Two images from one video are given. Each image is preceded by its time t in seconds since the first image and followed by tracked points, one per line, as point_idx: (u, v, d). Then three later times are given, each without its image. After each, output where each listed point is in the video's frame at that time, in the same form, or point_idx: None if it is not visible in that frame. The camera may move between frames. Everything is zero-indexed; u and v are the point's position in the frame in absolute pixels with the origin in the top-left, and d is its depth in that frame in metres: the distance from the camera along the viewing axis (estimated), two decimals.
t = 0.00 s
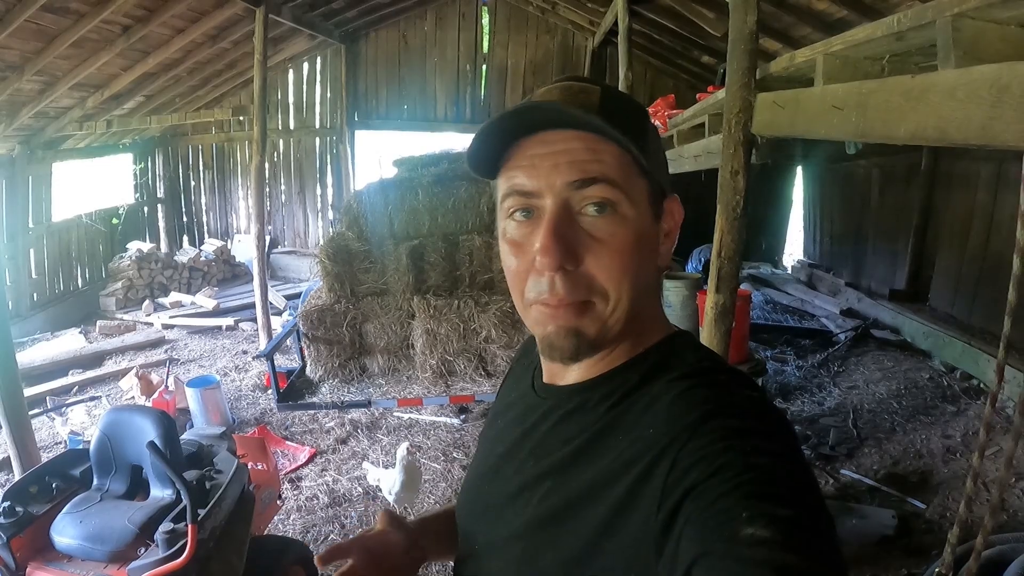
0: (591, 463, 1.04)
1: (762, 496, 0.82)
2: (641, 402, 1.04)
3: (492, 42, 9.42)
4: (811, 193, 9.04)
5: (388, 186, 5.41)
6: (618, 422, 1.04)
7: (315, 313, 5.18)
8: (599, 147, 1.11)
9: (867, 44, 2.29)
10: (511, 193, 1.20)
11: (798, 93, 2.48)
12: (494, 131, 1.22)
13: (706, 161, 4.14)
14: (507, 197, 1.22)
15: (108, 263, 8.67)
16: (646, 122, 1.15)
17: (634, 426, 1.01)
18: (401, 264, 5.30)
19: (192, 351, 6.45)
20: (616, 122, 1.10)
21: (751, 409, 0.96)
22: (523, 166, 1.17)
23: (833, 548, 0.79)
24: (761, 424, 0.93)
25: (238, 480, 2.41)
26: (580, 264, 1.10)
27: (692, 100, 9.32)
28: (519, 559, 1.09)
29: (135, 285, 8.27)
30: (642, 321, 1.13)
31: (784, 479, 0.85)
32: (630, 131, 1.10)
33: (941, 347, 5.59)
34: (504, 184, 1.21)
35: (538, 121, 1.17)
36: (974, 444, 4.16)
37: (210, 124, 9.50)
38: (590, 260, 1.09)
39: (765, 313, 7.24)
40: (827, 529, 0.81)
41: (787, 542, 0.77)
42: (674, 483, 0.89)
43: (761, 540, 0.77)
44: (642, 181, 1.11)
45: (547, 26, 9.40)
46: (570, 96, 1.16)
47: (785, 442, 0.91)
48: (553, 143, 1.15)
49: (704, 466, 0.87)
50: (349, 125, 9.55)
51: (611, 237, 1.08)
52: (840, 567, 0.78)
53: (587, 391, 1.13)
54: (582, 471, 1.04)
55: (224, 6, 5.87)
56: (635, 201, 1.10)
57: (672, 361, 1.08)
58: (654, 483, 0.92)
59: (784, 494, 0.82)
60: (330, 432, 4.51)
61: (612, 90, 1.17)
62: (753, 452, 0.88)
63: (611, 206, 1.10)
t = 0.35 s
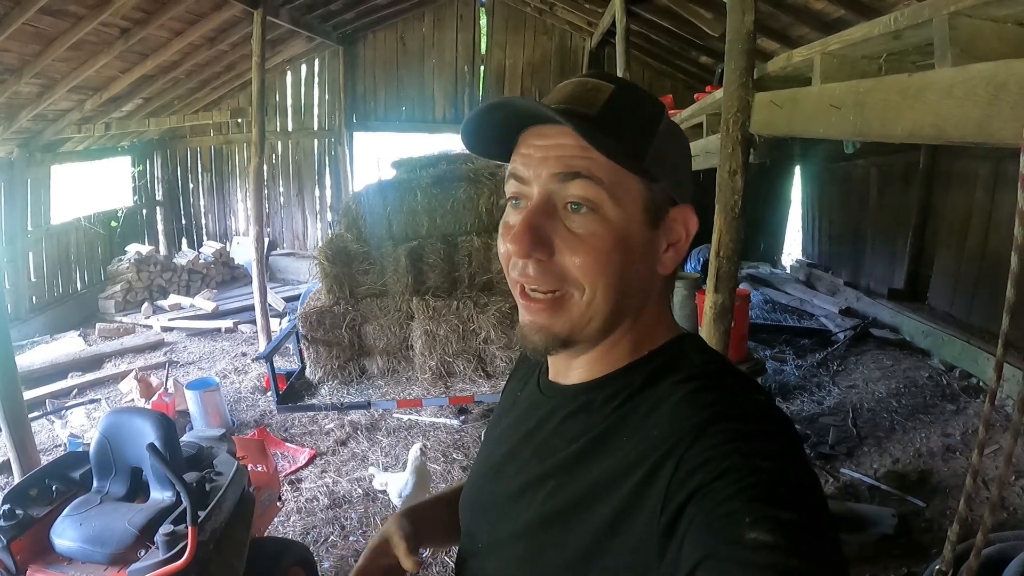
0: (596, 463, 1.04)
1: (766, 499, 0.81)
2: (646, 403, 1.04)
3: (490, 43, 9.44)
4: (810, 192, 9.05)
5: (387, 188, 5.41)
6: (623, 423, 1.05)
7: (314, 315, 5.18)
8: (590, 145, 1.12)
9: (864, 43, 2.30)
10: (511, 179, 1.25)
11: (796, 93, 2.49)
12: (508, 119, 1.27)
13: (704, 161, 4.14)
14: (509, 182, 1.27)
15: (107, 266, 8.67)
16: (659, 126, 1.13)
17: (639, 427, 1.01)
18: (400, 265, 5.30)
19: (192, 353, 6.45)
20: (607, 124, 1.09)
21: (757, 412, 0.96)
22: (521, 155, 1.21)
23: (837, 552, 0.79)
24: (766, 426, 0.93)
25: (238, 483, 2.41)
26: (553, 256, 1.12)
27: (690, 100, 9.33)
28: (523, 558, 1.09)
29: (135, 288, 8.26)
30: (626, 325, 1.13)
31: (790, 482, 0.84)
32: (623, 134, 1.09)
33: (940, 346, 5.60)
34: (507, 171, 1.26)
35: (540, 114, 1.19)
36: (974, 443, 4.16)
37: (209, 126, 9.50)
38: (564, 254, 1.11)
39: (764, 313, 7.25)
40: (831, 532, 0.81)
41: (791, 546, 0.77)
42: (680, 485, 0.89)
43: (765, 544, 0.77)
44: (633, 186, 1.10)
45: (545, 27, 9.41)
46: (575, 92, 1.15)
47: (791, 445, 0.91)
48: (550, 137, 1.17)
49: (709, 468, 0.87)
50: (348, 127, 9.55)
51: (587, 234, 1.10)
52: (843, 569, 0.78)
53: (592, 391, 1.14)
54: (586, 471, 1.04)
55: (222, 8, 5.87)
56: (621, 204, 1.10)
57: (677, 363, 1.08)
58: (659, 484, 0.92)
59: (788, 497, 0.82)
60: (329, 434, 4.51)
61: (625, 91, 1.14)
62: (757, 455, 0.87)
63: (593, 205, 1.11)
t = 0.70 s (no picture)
0: (597, 468, 1.05)
1: (766, 503, 0.82)
2: (648, 406, 1.04)
3: (485, 44, 9.45)
4: (806, 190, 9.07)
5: (381, 190, 5.31)
6: (625, 428, 1.05)
7: (312, 319, 5.30)
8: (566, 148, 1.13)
9: (858, 42, 2.31)
10: (496, 189, 1.26)
11: (790, 93, 2.49)
12: (488, 130, 1.29)
13: (700, 161, 4.15)
14: (496, 193, 1.28)
15: (104, 271, 8.66)
16: (635, 120, 1.12)
17: (641, 431, 1.02)
18: (397, 269, 5.30)
19: (190, 358, 6.44)
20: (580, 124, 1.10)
21: (758, 415, 0.95)
22: (505, 161, 1.23)
23: (836, 557, 0.79)
24: (769, 430, 0.92)
25: (237, 488, 2.40)
26: (540, 261, 1.13)
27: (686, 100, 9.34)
28: (527, 562, 1.10)
29: (132, 293, 8.26)
30: (620, 326, 1.13)
31: (791, 487, 0.84)
32: (599, 132, 1.09)
33: (937, 342, 5.60)
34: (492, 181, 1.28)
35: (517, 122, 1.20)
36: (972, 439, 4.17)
37: (204, 131, 9.50)
38: (552, 258, 1.12)
39: (761, 312, 7.27)
40: (829, 536, 0.81)
41: (790, 552, 0.77)
42: (680, 489, 0.90)
43: (763, 551, 0.77)
44: (612, 184, 1.11)
45: (539, 28, 9.42)
46: (548, 96, 1.17)
47: (792, 448, 0.91)
48: (529, 143, 1.19)
49: (710, 473, 0.88)
50: (343, 130, 9.55)
51: (574, 237, 1.11)
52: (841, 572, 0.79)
53: (593, 395, 1.14)
54: (589, 476, 1.05)
55: (216, 12, 5.87)
56: (605, 202, 1.11)
57: (680, 365, 1.08)
58: (662, 489, 0.93)
59: (789, 500, 0.82)
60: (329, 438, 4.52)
61: (597, 90, 1.14)
62: (757, 460, 0.87)
63: (577, 206, 1.12)
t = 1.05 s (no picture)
0: (593, 464, 1.04)
1: (762, 496, 0.82)
2: (643, 402, 1.04)
3: (491, 47, 9.47)
4: (810, 195, 9.06)
5: (388, 192, 5.44)
6: (619, 423, 1.05)
7: (315, 319, 5.18)
8: (604, 145, 1.14)
9: (865, 47, 2.30)
10: (522, 176, 1.26)
11: (797, 97, 2.49)
12: (524, 119, 1.30)
13: (705, 165, 4.14)
14: (519, 180, 1.27)
15: (108, 270, 8.67)
16: (667, 133, 1.15)
17: (636, 427, 1.01)
18: (401, 269, 5.32)
19: (193, 357, 6.45)
20: (625, 125, 1.11)
21: (753, 410, 0.96)
22: (534, 150, 1.23)
23: (834, 551, 0.79)
24: (766, 427, 0.92)
25: (239, 486, 2.40)
26: (562, 250, 1.12)
27: (691, 104, 9.34)
28: (523, 559, 1.09)
29: (136, 292, 8.27)
30: (625, 324, 1.13)
31: (788, 480, 0.84)
32: (637, 136, 1.11)
33: (942, 349, 5.59)
34: (518, 168, 1.27)
35: (558, 113, 1.21)
36: (974, 445, 4.16)
37: (210, 130, 9.52)
38: (574, 248, 1.11)
39: (765, 317, 7.25)
40: (827, 528, 0.81)
41: (786, 543, 0.77)
42: (675, 483, 0.89)
43: (762, 541, 0.77)
44: (643, 186, 1.12)
45: (545, 31, 9.43)
46: (591, 94, 1.17)
47: (788, 444, 0.91)
48: (563, 134, 1.19)
49: (705, 467, 0.87)
50: (349, 131, 9.57)
51: (598, 229, 1.10)
52: (839, 565, 0.78)
53: (589, 392, 1.14)
54: (584, 473, 1.04)
55: (223, 12, 5.89)
56: (631, 202, 1.11)
57: (675, 361, 1.08)
58: (655, 484, 0.92)
59: (785, 493, 0.82)
60: (330, 438, 4.52)
61: (635, 95, 1.16)
62: (754, 454, 0.87)
63: (603, 201, 1.12)
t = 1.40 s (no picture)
0: (601, 466, 1.04)
1: (771, 501, 0.82)
2: (654, 405, 1.04)
3: (489, 48, 9.46)
4: (808, 197, 9.08)
5: (386, 195, 5.44)
6: (628, 427, 1.05)
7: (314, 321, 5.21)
8: (593, 146, 1.15)
9: (865, 50, 2.31)
10: (517, 189, 1.26)
11: (796, 100, 2.50)
12: (514, 131, 1.31)
13: (704, 167, 4.15)
14: (515, 194, 1.28)
15: (106, 272, 8.65)
16: (656, 130, 1.17)
17: (645, 430, 1.02)
18: (400, 271, 5.31)
19: (191, 359, 6.44)
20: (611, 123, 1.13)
21: (762, 414, 0.96)
22: (526, 161, 1.24)
23: (844, 555, 0.79)
24: (774, 430, 0.93)
25: (239, 490, 2.40)
26: (563, 257, 1.12)
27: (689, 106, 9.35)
28: (530, 562, 1.09)
29: (134, 294, 8.25)
30: (634, 325, 1.13)
31: (797, 485, 0.85)
32: (626, 133, 1.12)
33: (939, 350, 5.61)
34: (513, 180, 1.28)
35: (547, 121, 1.22)
36: (974, 447, 4.17)
37: (208, 132, 9.50)
38: (575, 253, 1.11)
39: (763, 318, 7.26)
40: (834, 534, 0.81)
41: (795, 548, 0.78)
42: (685, 488, 0.90)
43: (770, 547, 0.78)
44: (637, 183, 1.13)
45: (543, 33, 9.43)
46: (576, 100, 1.20)
47: (798, 447, 0.91)
48: (553, 142, 1.21)
49: (714, 472, 0.88)
50: (346, 133, 9.56)
51: (597, 232, 1.11)
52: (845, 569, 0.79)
53: (597, 396, 1.14)
54: (592, 476, 1.05)
55: (221, 14, 5.89)
56: (626, 200, 1.12)
57: (683, 365, 1.09)
58: (665, 488, 0.92)
59: (792, 498, 0.83)
60: (330, 440, 4.51)
61: (618, 94, 1.19)
62: (764, 458, 0.88)
63: (600, 203, 1.12)
